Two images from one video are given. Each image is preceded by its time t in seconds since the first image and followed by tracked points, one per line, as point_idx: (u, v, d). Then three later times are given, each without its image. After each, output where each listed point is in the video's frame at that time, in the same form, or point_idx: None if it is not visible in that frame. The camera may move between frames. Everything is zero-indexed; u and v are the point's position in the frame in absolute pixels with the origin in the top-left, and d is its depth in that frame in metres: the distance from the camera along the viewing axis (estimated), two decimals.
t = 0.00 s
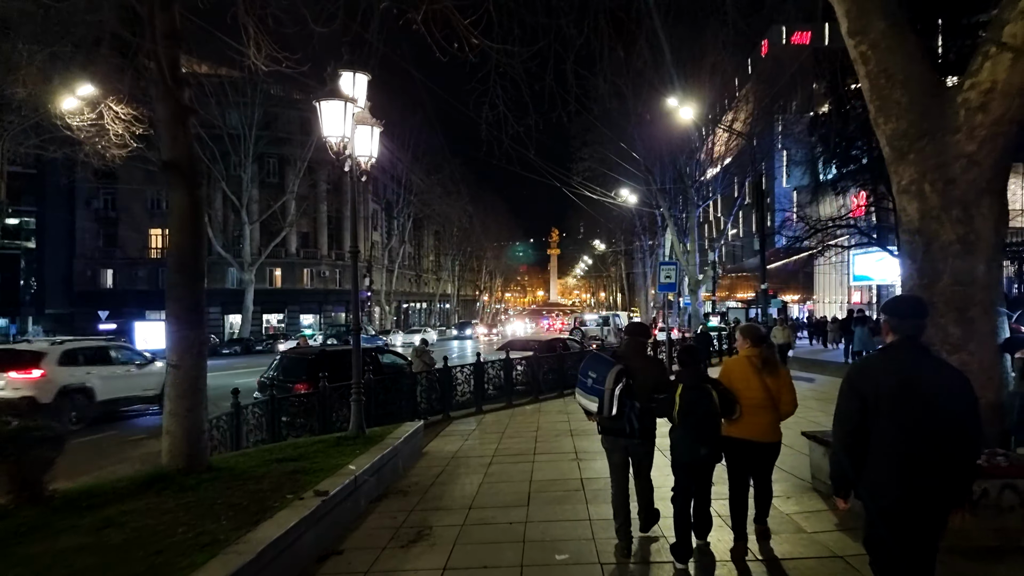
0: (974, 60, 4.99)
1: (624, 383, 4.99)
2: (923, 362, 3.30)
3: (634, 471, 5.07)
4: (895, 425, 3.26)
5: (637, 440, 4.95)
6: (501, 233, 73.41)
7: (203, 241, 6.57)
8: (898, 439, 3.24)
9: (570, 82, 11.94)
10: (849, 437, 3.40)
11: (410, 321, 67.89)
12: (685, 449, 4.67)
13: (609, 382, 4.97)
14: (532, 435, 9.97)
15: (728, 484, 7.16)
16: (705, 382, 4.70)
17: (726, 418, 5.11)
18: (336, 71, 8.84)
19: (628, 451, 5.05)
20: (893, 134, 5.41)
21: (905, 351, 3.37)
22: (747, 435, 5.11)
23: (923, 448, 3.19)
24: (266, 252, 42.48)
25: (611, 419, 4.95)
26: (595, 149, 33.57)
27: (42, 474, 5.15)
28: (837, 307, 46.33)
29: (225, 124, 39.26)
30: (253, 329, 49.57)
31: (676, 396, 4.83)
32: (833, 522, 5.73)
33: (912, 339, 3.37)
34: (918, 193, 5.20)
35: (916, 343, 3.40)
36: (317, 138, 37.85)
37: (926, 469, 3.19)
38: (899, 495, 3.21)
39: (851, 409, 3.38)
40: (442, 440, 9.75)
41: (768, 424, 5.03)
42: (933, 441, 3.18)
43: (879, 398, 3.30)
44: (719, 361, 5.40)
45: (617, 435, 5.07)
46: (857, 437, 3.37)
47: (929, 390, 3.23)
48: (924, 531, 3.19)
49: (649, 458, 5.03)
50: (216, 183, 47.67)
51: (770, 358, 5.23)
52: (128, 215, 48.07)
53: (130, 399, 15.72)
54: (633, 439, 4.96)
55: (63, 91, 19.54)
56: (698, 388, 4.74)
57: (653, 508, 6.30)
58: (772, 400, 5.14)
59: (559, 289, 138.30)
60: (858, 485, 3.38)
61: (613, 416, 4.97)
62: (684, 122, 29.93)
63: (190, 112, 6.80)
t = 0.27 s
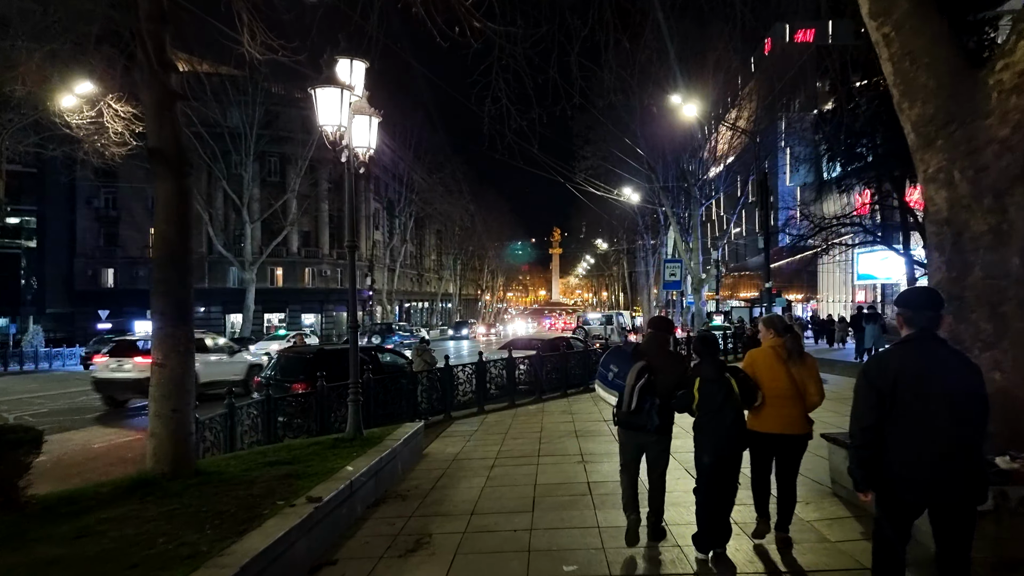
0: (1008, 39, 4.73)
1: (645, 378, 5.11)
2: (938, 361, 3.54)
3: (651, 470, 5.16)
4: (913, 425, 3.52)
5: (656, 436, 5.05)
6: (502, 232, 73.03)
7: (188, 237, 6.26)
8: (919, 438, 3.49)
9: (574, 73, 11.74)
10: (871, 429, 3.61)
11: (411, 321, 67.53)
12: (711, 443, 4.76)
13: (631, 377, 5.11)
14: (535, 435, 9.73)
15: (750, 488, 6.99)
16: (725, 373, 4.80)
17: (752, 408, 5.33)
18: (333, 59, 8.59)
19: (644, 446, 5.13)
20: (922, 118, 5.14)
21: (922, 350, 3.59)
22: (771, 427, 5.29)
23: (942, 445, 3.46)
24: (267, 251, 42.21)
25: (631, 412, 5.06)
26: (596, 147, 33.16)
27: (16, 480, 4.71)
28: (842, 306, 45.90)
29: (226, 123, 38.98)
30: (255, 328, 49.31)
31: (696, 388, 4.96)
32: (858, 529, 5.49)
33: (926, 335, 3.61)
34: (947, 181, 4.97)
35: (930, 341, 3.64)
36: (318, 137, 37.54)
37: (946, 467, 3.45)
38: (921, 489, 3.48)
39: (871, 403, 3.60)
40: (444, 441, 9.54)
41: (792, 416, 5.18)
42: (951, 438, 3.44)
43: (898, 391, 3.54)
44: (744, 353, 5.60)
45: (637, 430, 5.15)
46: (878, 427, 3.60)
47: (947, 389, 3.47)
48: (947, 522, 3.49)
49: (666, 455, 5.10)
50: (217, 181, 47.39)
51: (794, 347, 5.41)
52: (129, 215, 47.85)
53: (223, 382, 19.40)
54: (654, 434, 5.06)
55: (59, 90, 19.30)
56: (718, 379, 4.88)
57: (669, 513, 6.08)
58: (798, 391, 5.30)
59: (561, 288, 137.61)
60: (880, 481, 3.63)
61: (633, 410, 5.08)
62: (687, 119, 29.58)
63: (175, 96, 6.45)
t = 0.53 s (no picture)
0: None
1: (659, 384, 5.09)
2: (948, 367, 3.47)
3: (665, 474, 5.13)
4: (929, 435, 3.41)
5: (674, 440, 5.03)
6: (505, 231, 72.67)
7: (173, 234, 5.96)
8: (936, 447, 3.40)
9: (579, 68, 11.40)
10: (885, 447, 3.49)
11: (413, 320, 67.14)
12: (731, 446, 4.81)
13: (644, 383, 5.08)
14: (538, 440, 9.49)
15: (775, 499, 6.72)
16: (746, 379, 4.83)
17: (774, 418, 5.06)
18: (330, 48, 8.29)
19: (664, 450, 5.13)
20: (955, 107, 4.82)
21: (933, 359, 3.51)
22: (795, 436, 5.06)
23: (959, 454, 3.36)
24: (269, 250, 41.92)
25: (646, 418, 5.06)
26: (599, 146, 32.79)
27: None
28: (848, 306, 45.37)
29: (227, 121, 38.69)
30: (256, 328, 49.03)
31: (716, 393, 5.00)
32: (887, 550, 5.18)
33: (933, 345, 3.55)
34: (983, 175, 4.65)
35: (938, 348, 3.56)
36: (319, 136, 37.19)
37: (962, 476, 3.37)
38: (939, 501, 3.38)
39: (884, 420, 3.50)
40: (444, 446, 9.28)
41: (816, 425, 4.96)
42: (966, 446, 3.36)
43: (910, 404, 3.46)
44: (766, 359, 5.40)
45: (655, 433, 5.18)
46: (894, 443, 3.49)
47: (958, 397, 3.39)
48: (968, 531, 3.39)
49: (682, 460, 5.05)
50: (218, 180, 47.12)
51: (817, 358, 5.14)
52: (130, 213, 47.66)
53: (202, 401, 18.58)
54: (667, 440, 5.06)
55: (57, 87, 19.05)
56: (739, 384, 4.87)
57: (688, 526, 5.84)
58: (821, 398, 5.06)
59: (563, 288, 136.94)
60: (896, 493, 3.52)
61: (649, 415, 5.08)
62: (692, 118, 29.20)
63: (161, 83, 6.10)
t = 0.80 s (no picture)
0: None
1: (678, 388, 4.99)
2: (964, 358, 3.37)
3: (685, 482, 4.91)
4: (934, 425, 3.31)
5: (697, 444, 4.98)
6: (508, 231, 72.32)
7: (157, 229, 5.71)
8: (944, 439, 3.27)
9: (584, 60, 11.12)
10: (893, 439, 3.44)
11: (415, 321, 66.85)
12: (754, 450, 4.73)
13: (661, 386, 4.99)
14: (543, 442, 9.23)
15: (798, 508, 6.50)
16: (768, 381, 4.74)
17: (795, 416, 4.97)
18: (327, 36, 8.02)
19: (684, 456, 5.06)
20: (988, 90, 4.52)
21: (947, 349, 3.42)
22: (816, 434, 4.96)
23: (967, 448, 3.22)
24: (271, 249, 41.58)
25: (665, 421, 5.00)
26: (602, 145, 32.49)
27: None
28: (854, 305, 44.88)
29: (229, 120, 38.45)
30: (257, 327, 48.77)
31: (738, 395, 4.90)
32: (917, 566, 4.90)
33: (945, 337, 3.47)
34: (1019, 163, 4.37)
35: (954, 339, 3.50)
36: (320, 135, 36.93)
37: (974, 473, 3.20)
38: (952, 499, 3.21)
39: (891, 412, 3.45)
40: (447, 449, 9.04)
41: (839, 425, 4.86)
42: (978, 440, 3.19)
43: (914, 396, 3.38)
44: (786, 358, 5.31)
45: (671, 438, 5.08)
46: (900, 435, 3.42)
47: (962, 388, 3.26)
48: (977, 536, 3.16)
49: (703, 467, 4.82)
50: (220, 179, 46.86)
51: (837, 351, 5.04)
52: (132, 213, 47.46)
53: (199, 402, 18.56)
54: (687, 444, 5.00)
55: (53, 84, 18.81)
56: (762, 385, 4.80)
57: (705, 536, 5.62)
58: (843, 399, 4.99)
59: (565, 288, 136.59)
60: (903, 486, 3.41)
61: (668, 419, 5.01)
62: (696, 116, 28.90)
63: (146, 68, 5.85)
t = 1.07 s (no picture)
0: None
1: (702, 374, 5.17)
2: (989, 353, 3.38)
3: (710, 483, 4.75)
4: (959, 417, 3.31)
5: (717, 434, 5.17)
6: (509, 229, 71.94)
7: (142, 217, 5.44)
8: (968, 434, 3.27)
9: (590, 51, 10.82)
10: (910, 431, 3.44)
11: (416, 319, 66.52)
12: (778, 440, 4.88)
13: (686, 373, 5.18)
14: (549, 442, 8.96)
15: (822, 513, 6.24)
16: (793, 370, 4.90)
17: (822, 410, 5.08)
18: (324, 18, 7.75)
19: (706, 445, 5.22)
20: None
21: (970, 343, 3.41)
22: (841, 429, 5.07)
23: (989, 443, 3.23)
24: (272, 248, 41.30)
25: (688, 410, 5.17)
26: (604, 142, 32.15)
27: None
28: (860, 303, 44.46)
29: (229, 118, 38.14)
30: (258, 326, 48.54)
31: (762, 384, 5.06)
32: None
33: (973, 332, 3.43)
34: None
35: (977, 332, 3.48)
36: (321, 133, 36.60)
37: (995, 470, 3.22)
38: (963, 490, 3.26)
39: (912, 404, 3.44)
40: (449, 448, 8.78)
41: (864, 418, 4.98)
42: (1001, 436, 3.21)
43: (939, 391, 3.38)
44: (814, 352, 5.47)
45: (696, 428, 5.27)
46: (919, 428, 3.42)
47: (984, 387, 3.29)
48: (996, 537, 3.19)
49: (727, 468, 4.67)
50: (221, 177, 46.57)
51: (860, 346, 5.19)
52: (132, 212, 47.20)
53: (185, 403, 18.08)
54: (711, 433, 5.17)
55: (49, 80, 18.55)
56: (786, 374, 4.95)
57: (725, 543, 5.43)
58: (871, 393, 5.11)
59: (567, 287, 135.91)
60: (921, 478, 3.42)
61: (692, 407, 5.18)
62: (700, 112, 28.58)
63: (130, 46, 5.58)
